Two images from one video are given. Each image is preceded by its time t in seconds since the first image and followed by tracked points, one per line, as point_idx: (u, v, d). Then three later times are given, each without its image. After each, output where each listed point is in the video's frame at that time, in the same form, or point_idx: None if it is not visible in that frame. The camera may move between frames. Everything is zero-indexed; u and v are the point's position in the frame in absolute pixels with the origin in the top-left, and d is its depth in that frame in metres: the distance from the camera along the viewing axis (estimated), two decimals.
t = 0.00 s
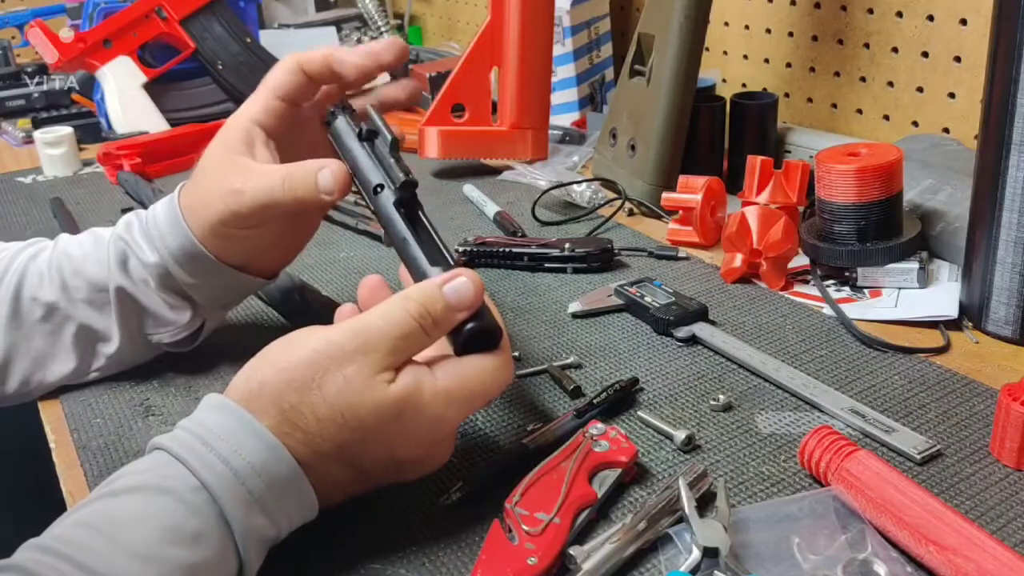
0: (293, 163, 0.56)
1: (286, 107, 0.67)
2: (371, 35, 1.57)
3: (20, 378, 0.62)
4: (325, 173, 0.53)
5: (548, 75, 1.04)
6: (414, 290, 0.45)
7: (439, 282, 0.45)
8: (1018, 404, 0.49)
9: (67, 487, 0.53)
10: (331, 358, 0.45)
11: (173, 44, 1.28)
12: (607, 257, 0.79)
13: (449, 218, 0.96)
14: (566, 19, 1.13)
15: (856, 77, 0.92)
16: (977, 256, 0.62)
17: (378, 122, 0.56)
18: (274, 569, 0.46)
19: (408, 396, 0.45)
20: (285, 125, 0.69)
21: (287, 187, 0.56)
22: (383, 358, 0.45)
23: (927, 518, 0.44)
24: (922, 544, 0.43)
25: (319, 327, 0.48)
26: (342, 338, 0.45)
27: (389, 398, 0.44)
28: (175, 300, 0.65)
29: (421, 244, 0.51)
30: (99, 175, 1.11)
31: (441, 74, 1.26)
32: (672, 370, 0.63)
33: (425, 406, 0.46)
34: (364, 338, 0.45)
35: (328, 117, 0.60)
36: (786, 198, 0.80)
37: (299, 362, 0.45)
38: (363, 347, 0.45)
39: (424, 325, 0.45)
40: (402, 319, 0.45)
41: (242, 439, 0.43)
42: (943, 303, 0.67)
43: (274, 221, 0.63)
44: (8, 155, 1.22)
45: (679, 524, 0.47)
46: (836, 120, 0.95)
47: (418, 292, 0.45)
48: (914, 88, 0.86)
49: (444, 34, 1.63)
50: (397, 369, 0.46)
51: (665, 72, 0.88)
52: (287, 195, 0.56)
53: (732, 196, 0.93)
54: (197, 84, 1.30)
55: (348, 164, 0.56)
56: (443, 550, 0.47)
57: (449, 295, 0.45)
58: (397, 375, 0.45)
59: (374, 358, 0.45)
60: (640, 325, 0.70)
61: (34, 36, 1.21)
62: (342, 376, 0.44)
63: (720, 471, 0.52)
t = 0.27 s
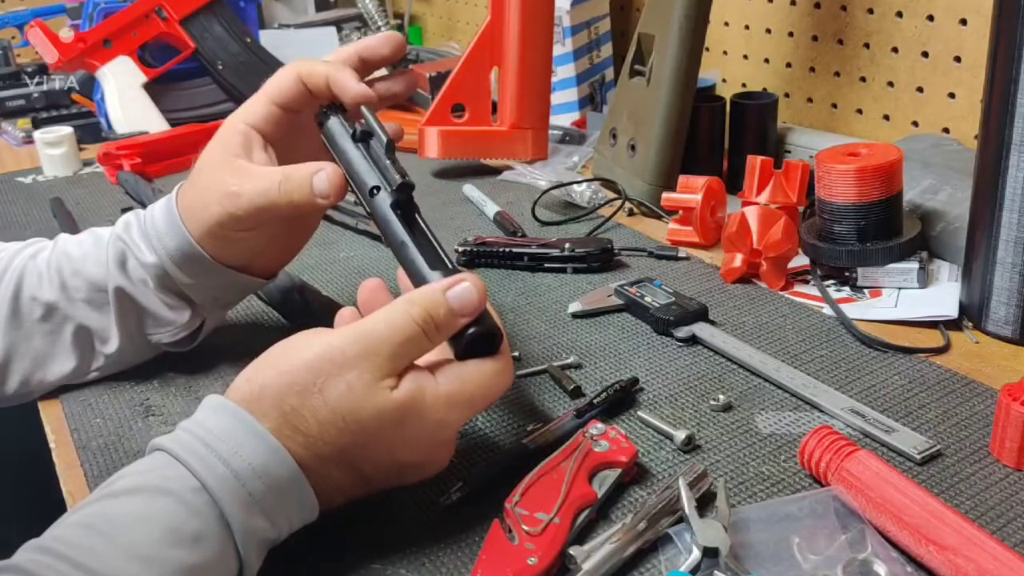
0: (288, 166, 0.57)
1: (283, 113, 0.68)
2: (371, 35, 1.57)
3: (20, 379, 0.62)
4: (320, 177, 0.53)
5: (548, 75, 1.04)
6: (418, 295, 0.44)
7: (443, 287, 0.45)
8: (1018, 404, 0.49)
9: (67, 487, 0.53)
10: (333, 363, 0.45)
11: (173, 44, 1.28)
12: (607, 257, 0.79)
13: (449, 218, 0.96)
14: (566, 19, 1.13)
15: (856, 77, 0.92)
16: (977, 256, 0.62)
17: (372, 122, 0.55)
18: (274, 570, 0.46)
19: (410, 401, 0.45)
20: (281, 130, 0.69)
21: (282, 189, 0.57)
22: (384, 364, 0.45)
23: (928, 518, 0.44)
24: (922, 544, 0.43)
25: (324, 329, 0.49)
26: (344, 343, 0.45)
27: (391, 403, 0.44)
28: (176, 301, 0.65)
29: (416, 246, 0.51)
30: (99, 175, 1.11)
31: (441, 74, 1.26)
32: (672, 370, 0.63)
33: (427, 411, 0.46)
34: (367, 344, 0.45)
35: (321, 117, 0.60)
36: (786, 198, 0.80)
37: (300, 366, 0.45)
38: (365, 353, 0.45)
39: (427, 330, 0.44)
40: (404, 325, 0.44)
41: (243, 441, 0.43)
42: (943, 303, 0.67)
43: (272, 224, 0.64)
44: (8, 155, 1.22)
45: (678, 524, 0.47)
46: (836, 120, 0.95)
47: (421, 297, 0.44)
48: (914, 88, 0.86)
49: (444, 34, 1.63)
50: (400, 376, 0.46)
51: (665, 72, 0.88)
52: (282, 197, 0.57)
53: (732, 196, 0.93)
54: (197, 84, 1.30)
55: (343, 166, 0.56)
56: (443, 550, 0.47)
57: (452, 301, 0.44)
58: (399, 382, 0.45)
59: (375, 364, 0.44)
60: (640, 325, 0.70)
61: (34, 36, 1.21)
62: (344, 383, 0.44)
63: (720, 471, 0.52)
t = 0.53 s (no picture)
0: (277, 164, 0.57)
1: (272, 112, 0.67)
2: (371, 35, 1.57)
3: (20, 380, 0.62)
4: (308, 172, 0.53)
5: (548, 74, 1.04)
6: (419, 303, 0.44)
7: (443, 292, 0.45)
8: (1018, 404, 0.49)
9: (66, 487, 0.53)
10: (335, 375, 0.44)
11: (173, 44, 1.28)
12: (607, 257, 0.79)
13: (449, 218, 0.96)
14: (566, 19, 1.13)
15: (856, 77, 0.92)
16: (977, 256, 0.62)
17: (355, 117, 0.54)
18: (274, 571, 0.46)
19: (413, 412, 0.45)
20: (271, 128, 0.68)
21: (271, 187, 0.57)
22: (387, 377, 0.44)
23: (928, 518, 0.44)
24: (922, 544, 0.43)
25: (321, 336, 0.48)
26: (345, 354, 0.45)
27: (395, 416, 0.44)
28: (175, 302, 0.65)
29: (410, 246, 0.51)
30: (99, 175, 1.11)
31: (441, 74, 1.26)
32: (672, 370, 0.63)
33: (430, 421, 0.46)
34: (369, 356, 0.44)
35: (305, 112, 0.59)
36: (786, 198, 0.80)
37: (300, 377, 0.44)
38: (368, 365, 0.44)
39: (430, 337, 0.44)
40: (408, 334, 0.44)
41: (246, 446, 0.43)
42: (943, 303, 0.67)
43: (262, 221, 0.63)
44: (8, 155, 1.22)
45: (679, 524, 0.47)
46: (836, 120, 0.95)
47: (423, 304, 0.44)
48: (914, 88, 0.86)
49: (444, 34, 1.63)
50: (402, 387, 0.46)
51: (665, 72, 0.88)
52: (271, 196, 0.57)
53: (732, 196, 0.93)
54: (197, 84, 1.30)
55: (327, 160, 0.55)
56: (443, 551, 0.47)
57: (454, 306, 0.44)
58: (402, 393, 0.45)
59: (378, 377, 0.44)
60: (640, 325, 0.70)
61: (34, 36, 1.21)
62: (345, 397, 0.44)
63: (720, 471, 0.52)
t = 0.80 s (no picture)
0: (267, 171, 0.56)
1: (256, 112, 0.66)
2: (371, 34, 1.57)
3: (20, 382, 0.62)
4: (297, 181, 0.52)
5: (548, 74, 1.04)
6: (427, 319, 0.44)
7: (451, 308, 0.44)
8: (1018, 404, 0.49)
9: (67, 487, 0.53)
10: (339, 387, 0.44)
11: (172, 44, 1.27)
12: (607, 257, 0.79)
13: (449, 218, 0.96)
14: (566, 19, 1.13)
15: (856, 77, 0.92)
16: (977, 256, 0.62)
17: (342, 122, 0.55)
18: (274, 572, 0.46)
19: (416, 425, 0.45)
20: (256, 127, 0.68)
21: (261, 196, 0.56)
22: (392, 393, 0.44)
23: (927, 518, 0.44)
24: (922, 544, 0.43)
25: (330, 343, 0.48)
26: (351, 366, 0.44)
27: (398, 430, 0.45)
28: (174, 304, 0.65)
29: (405, 254, 0.50)
30: (99, 175, 1.11)
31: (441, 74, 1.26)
32: (672, 370, 0.63)
33: (433, 434, 0.46)
34: (376, 369, 0.44)
35: (291, 113, 0.57)
36: (786, 198, 0.80)
37: (305, 385, 0.44)
38: (374, 379, 0.44)
39: (438, 356, 0.43)
40: (415, 353, 0.43)
41: (249, 451, 0.43)
42: (943, 303, 0.67)
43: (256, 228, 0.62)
44: (8, 155, 1.22)
45: (678, 524, 0.47)
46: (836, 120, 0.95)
47: (431, 321, 0.43)
48: (914, 88, 0.86)
49: (444, 34, 1.63)
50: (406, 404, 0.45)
51: (665, 73, 0.88)
52: (264, 205, 0.56)
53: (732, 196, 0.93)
54: (197, 84, 1.31)
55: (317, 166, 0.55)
56: (443, 552, 0.47)
57: (462, 324, 0.44)
58: (406, 408, 0.45)
59: (384, 391, 0.44)
60: (640, 325, 0.70)
61: (34, 36, 1.21)
62: (350, 408, 0.44)
63: (720, 472, 0.52)
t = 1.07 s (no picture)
0: (270, 175, 0.56)
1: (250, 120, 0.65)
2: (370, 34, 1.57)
3: (20, 382, 0.62)
4: (302, 185, 0.52)
5: (548, 76, 1.04)
6: (432, 323, 0.44)
7: (455, 313, 0.44)
8: (1018, 403, 0.49)
9: (67, 487, 0.53)
10: (343, 388, 0.44)
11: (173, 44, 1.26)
12: (607, 257, 0.79)
13: (449, 218, 0.96)
14: (566, 19, 1.13)
15: (856, 77, 0.92)
16: (977, 256, 0.62)
17: (343, 129, 0.55)
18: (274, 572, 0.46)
19: (420, 429, 0.45)
20: (254, 134, 0.67)
21: (265, 199, 0.56)
22: (396, 397, 0.44)
23: (928, 518, 0.44)
24: (922, 544, 0.43)
25: (333, 345, 0.48)
26: (355, 368, 0.44)
27: (401, 432, 0.45)
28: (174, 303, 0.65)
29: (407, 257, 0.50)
30: (99, 175, 1.11)
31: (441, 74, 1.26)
32: (672, 370, 0.63)
33: (436, 437, 0.46)
34: (380, 371, 0.44)
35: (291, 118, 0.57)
36: (786, 198, 0.80)
37: (308, 386, 0.44)
38: (378, 382, 0.44)
39: (443, 360, 0.43)
40: (419, 357, 0.43)
41: (250, 451, 0.43)
42: (943, 303, 0.67)
43: (256, 232, 0.63)
44: (9, 155, 1.22)
45: (679, 524, 0.47)
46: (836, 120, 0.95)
47: (435, 325, 0.44)
48: (914, 88, 0.86)
49: (444, 34, 1.63)
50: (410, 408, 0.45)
51: (664, 73, 0.88)
52: (266, 208, 0.57)
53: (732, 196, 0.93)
54: (196, 84, 1.31)
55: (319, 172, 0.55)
56: (443, 552, 0.47)
57: (465, 329, 0.44)
58: (410, 412, 0.45)
59: (388, 394, 0.44)
60: (640, 325, 0.70)
61: (34, 36, 1.21)
62: (353, 409, 0.44)
63: (720, 472, 0.52)
